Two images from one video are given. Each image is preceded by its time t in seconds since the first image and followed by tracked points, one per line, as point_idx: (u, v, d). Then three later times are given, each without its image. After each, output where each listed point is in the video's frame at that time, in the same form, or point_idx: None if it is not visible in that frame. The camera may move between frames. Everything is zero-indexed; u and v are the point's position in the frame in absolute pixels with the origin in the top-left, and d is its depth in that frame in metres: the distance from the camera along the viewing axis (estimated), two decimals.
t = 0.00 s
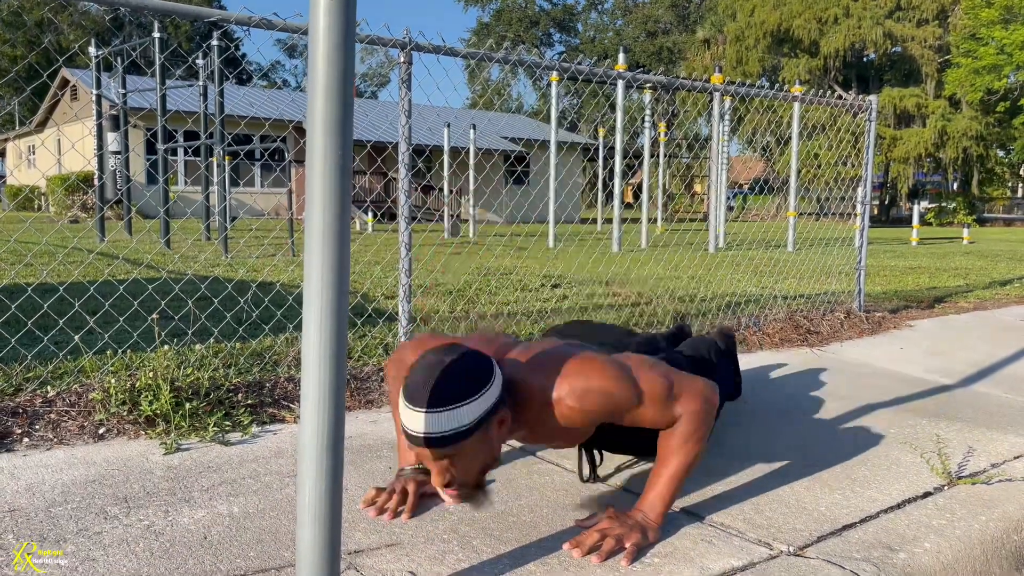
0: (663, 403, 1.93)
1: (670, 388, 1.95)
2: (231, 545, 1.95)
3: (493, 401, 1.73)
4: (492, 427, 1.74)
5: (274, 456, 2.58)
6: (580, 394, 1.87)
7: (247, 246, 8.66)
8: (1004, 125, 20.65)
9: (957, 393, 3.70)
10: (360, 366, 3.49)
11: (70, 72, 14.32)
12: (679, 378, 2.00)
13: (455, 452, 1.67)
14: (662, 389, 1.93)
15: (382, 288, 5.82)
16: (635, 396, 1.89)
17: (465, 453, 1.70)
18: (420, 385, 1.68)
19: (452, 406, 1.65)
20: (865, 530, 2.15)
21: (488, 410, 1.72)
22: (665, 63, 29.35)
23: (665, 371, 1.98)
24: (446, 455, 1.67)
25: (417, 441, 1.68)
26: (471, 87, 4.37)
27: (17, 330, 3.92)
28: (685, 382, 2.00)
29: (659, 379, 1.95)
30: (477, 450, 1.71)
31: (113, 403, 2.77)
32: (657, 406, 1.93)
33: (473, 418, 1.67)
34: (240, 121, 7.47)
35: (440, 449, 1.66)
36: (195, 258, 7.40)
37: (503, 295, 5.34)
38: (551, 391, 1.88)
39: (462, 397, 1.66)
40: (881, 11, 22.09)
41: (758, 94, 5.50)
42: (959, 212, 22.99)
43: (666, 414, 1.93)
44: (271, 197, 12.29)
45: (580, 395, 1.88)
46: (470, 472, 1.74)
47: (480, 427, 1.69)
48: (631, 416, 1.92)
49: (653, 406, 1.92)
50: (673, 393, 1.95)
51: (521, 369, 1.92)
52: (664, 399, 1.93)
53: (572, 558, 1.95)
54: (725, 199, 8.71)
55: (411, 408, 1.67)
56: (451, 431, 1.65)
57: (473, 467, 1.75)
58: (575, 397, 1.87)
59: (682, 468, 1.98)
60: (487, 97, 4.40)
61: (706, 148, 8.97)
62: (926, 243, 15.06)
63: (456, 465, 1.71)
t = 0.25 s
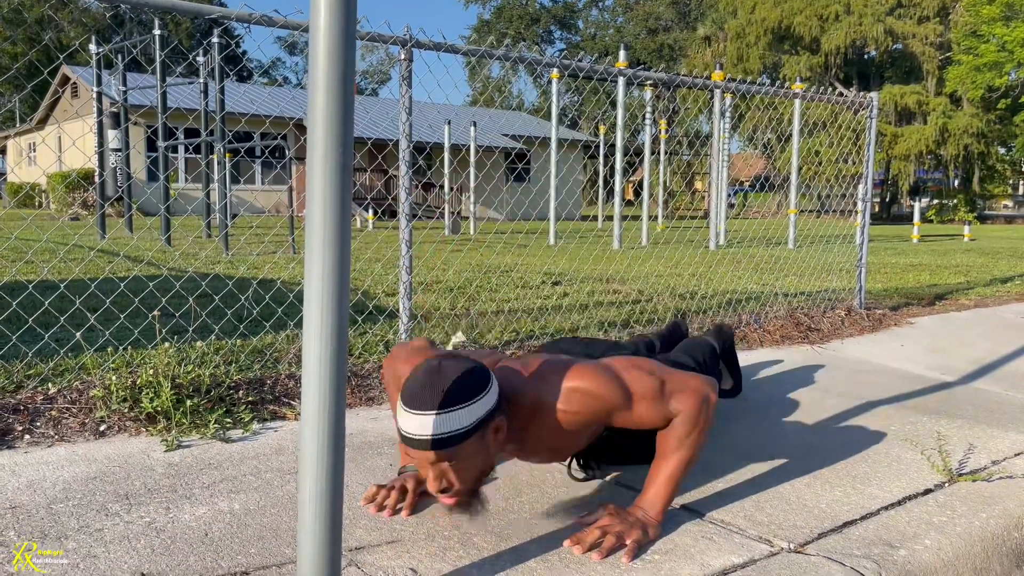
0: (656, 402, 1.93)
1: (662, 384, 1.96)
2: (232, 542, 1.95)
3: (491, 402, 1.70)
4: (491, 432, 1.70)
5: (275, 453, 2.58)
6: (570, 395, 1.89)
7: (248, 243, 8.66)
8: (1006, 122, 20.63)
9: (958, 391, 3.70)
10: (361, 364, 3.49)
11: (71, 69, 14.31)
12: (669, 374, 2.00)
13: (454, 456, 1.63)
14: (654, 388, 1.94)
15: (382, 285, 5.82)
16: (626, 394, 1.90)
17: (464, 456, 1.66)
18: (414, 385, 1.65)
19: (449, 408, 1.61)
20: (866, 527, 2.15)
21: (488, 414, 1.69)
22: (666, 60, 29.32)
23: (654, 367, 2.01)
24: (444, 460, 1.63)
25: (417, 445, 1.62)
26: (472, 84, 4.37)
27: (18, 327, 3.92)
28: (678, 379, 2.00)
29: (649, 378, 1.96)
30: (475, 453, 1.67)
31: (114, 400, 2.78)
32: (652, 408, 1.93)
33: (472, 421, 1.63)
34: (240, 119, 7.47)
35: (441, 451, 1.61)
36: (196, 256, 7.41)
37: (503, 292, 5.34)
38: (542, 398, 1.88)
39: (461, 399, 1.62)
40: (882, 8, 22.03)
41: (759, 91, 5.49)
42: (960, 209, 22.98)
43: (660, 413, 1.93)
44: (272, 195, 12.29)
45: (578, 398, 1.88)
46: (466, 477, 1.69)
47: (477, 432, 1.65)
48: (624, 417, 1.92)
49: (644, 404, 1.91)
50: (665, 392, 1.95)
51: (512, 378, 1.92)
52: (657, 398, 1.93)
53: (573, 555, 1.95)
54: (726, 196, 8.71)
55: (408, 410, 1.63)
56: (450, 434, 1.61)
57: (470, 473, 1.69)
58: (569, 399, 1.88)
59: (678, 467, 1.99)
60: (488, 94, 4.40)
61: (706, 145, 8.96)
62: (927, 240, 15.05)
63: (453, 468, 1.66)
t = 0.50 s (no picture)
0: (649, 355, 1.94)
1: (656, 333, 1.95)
2: (233, 540, 1.95)
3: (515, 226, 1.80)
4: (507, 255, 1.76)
5: (276, 452, 2.58)
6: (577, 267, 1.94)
7: (248, 242, 8.66)
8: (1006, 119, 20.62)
9: (957, 389, 3.70)
10: (361, 362, 3.49)
11: (72, 67, 14.31)
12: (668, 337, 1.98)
13: (468, 255, 1.68)
14: (649, 343, 1.94)
15: (382, 283, 5.82)
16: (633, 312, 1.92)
17: (477, 267, 1.71)
18: (441, 191, 1.75)
19: (473, 206, 1.70)
20: (866, 525, 2.15)
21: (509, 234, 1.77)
22: (666, 58, 29.32)
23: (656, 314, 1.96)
24: (457, 256, 1.68)
25: (435, 243, 1.68)
26: (472, 82, 4.37)
27: (19, 325, 3.93)
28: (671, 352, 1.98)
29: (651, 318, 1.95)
30: (486, 266, 1.71)
31: (115, 398, 2.78)
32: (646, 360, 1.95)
33: (493, 225, 1.70)
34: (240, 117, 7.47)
35: (458, 243, 1.67)
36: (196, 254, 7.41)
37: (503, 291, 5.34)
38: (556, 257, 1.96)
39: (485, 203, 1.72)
40: (882, 6, 21.96)
41: (759, 89, 5.49)
42: (961, 207, 22.98)
43: (650, 366, 1.95)
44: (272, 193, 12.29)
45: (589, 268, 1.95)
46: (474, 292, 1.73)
47: (495, 242, 1.72)
48: (620, 336, 1.94)
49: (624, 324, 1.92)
50: (658, 346, 1.95)
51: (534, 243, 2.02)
52: (649, 348, 1.94)
53: (573, 553, 1.95)
54: (726, 194, 8.71)
55: (429, 209, 1.72)
56: (469, 227, 1.67)
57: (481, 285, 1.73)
58: (580, 271, 1.93)
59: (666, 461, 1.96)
60: (489, 92, 4.39)
61: (707, 143, 8.96)
62: (927, 238, 15.06)
63: (463, 275, 1.70)
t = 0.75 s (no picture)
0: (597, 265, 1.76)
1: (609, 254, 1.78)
2: (233, 540, 1.96)
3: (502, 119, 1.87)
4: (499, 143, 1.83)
5: (276, 451, 2.59)
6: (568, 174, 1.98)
7: (248, 241, 8.66)
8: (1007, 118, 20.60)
9: (957, 388, 3.70)
10: (361, 362, 3.50)
11: (72, 67, 14.30)
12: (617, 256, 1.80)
13: (463, 145, 1.75)
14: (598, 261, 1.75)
15: (383, 283, 5.82)
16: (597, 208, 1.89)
17: (474, 158, 1.79)
18: (423, 95, 1.80)
19: (458, 98, 1.76)
20: (865, 525, 2.16)
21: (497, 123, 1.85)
22: (666, 57, 29.29)
23: (624, 234, 1.87)
24: (453, 147, 1.75)
25: (431, 137, 1.74)
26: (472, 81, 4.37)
27: (20, 325, 3.93)
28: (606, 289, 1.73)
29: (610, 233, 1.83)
30: (483, 155, 1.79)
31: (115, 398, 2.79)
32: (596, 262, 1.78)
33: (483, 112, 1.77)
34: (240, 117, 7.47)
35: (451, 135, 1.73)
36: (197, 253, 7.41)
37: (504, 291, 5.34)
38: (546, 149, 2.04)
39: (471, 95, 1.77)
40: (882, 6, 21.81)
41: (759, 89, 5.48)
42: (962, 206, 22.97)
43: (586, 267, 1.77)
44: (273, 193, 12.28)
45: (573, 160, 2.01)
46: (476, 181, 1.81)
47: (486, 130, 1.79)
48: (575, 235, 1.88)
49: (590, 224, 1.85)
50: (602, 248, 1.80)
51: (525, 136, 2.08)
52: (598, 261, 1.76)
53: (573, 553, 1.96)
54: (726, 194, 8.70)
55: (418, 110, 1.77)
56: (461, 116, 1.73)
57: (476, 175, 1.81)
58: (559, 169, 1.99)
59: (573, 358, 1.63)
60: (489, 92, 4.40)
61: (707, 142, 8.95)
62: (928, 237, 15.05)
63: (463, 167, 1.78)
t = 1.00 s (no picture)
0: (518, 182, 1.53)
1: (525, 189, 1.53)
2: (234, 540, 1.96)
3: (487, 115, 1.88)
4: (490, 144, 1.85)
5: (276, 452, 2.59)
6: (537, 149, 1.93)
7: (248, 242, 8.67)
8: (1007, 118, 20.60)
9: (957, 388, 3.70)
10: (361, 362, 3.50)
11: (72, 68, 14.31)
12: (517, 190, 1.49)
13: (456, 149, 1.77)
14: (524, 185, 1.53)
15: (383, 283, 5.82)
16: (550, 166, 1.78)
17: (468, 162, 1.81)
18: (411, 101, 1.80)
19: (446, 101, 1.77)
20: (865, 525, 2.16)
21: (485, 123, 1.86)
22: (666, 57, 29.29)
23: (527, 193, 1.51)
24: (446, 153, 1.77)
25: (425, 144, 1.76)
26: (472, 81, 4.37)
27: (21, 326, 3.94)
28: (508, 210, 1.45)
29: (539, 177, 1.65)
30: (476, 157, 1.81)
31: (116, 399, 2.79)
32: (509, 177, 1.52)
33: (473, 115, 1.80)
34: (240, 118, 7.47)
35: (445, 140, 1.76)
36: (197, 254, 7.42)
37: (504, 291, 5.34)
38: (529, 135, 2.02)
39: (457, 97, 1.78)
40: (882, 6, 21.88)
41: (760, 89, 5.49)
42: (962, 206, 22.97)
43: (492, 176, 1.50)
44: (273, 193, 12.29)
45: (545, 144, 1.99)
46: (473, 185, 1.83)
47: (476, 133, 1.82)
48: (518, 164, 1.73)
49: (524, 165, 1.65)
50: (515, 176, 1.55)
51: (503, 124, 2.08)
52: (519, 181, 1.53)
53: (573, 553, 1.96)
54: (726, 194, 8.70)
55: (408, 115, 1.77)
56: (451, 121, 1.75)
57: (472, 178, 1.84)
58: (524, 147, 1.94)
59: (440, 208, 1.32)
60: (489, 92, 4.40)
61: (707, 142, 8.95)
62: (927, 237, 15.04)
63: (456, 172, 1.80)
